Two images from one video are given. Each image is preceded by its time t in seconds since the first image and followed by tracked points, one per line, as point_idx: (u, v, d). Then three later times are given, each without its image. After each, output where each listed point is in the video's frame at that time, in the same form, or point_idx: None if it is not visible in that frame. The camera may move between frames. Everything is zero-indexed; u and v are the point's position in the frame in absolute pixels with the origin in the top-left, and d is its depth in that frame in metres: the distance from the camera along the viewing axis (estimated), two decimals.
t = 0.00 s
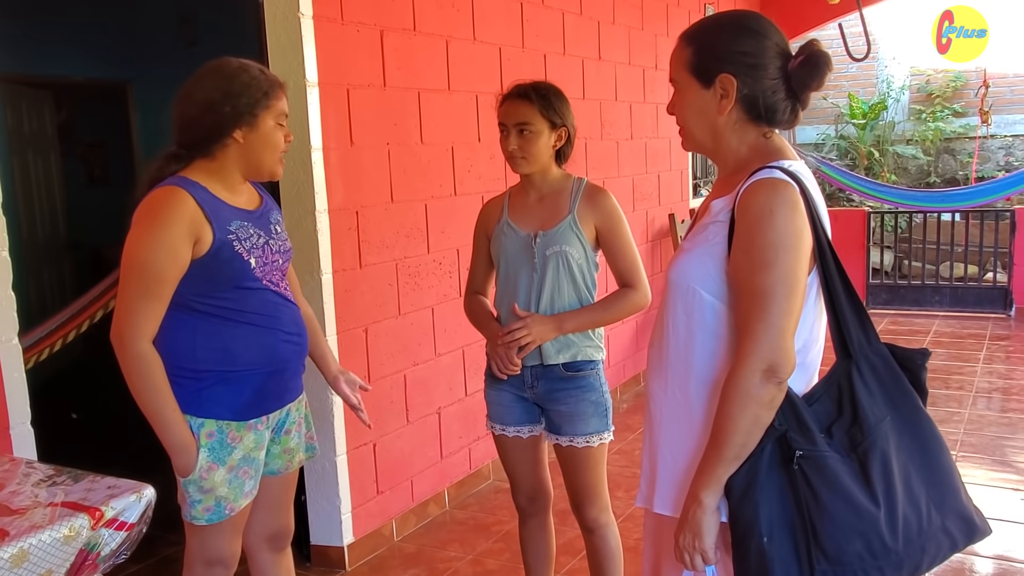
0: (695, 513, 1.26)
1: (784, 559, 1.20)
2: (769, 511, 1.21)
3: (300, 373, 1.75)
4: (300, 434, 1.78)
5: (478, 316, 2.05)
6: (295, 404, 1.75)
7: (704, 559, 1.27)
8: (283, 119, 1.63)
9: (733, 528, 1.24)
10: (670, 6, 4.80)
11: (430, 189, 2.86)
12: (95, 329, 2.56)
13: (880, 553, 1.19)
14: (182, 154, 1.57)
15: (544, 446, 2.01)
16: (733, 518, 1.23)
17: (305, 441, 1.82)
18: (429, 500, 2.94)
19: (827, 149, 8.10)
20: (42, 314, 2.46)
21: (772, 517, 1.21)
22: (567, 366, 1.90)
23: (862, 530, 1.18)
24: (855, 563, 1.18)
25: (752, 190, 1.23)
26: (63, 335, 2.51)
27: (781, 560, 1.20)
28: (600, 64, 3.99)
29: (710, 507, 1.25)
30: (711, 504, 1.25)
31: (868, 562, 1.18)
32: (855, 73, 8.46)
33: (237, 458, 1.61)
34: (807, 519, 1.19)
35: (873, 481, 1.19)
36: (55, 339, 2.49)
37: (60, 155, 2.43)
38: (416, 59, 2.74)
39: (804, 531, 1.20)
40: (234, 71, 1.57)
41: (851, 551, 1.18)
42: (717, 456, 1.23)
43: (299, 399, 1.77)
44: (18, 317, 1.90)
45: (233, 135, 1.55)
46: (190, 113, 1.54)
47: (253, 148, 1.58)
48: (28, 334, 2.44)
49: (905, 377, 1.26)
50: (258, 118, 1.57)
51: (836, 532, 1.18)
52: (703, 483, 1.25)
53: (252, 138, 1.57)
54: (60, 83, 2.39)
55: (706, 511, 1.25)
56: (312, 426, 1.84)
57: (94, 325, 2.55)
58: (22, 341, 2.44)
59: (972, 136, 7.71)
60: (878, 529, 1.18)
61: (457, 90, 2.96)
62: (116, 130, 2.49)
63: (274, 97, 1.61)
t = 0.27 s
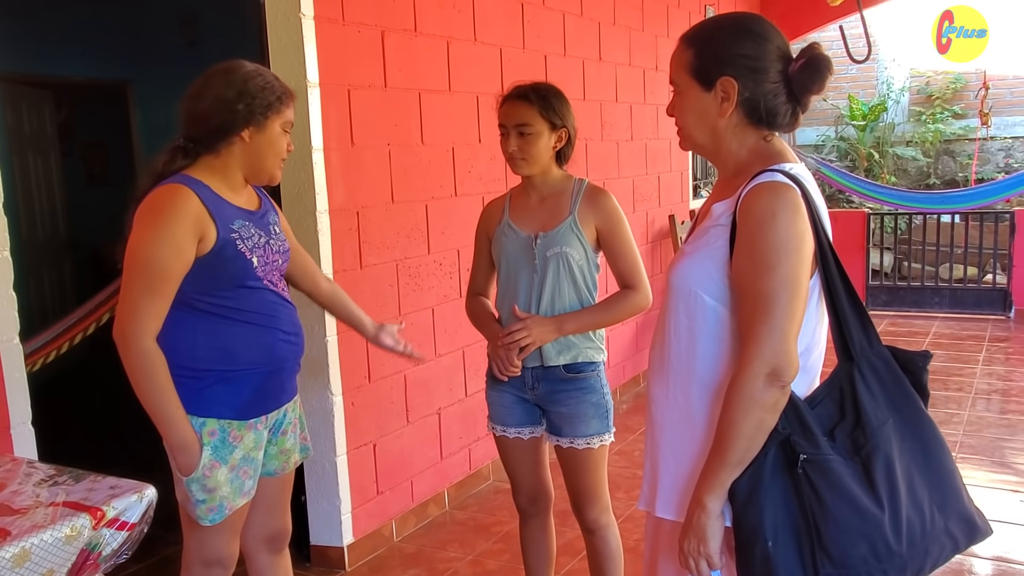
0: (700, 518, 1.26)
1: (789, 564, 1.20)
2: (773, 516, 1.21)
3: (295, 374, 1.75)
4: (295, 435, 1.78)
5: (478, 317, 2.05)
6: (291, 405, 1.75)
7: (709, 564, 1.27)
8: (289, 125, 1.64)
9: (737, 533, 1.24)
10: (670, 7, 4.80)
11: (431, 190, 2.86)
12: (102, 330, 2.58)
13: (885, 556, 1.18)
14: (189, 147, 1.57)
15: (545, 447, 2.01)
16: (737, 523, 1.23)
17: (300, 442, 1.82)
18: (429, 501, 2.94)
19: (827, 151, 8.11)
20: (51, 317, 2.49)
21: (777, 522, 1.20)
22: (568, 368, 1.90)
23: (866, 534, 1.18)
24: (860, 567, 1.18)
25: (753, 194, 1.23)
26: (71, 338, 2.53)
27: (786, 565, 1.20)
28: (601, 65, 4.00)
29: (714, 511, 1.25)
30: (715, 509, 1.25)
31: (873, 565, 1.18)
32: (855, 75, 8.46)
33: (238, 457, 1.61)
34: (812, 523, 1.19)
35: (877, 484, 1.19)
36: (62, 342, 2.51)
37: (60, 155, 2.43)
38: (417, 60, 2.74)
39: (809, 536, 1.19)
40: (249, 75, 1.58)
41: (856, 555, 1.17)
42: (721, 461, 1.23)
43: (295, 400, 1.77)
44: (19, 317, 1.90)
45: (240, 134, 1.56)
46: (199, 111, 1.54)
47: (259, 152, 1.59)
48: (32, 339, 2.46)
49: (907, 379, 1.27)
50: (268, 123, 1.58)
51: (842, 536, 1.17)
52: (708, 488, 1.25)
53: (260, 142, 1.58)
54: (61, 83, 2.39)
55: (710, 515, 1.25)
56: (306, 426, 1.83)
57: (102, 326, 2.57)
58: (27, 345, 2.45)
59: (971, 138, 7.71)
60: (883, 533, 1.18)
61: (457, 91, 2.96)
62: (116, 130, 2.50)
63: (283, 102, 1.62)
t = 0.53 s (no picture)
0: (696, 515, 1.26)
1: (784, 561, 1.21)
2: (769, 514, 1.22)
3: (291, 376, 1.76)
4: (292, 438, 1.79)
5: (479, 319, 2.06)
6: (288, 408, 1.76)
7: (705, 561, 1.28)
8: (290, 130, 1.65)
9: (733, 531, 1.25)
10: (670, 9, 4.81)
11: (431, 191, 2.87)
12: (103, 331, 2.59)
13: (879, 555, 1.19)
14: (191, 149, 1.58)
15: (544, 449, 2.01)
16: (733, 520, 1.24)
17: (296, 444, 1.82)
18: (429, 501, 2.95)
19: (827, 152, 8.12)
20: (51, 321, 2.49)
21: (772, 519, 1.22)
22: (567, 369, 1.91)
23: (861, 532, 1.18)
24: (854, 565, 1.19)
25: (751, 196, 1.23)
26: (72, 338, 2.53)
27: (781, 562, 1.21)
28: (600, 67, 4.00)
29: (710, 509, 1.25)
30: (711, 507, 1.25)
31: (867, 563, 1.19)
32: (855, 76, 8.46)
33: (232, 458, 1.62)
34: (807, 522, 1.20)
35: (871, 483, 1.20)
36: (63, 343, 2.52)
37: (60, 155, 2.44)
38: (417, 61, 2.75)
39: (804, 533, 1.21)
40: (252, 80, 1.59)
41: (850, 553, 1.18)
42: (718, 458, 1.23)
43: (291, 403, 1.77)
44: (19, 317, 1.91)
45: (240, 138, 1.56)
46: (202, 114, 1.55)
47: (259, 155, 1.59)
48: (34, 340, 2.46)
49: (902, 380, 1.27)
50: (270, 127, 1.59)
51: (835, 534, 1.18)
52: (704, 486, 1.25)
53: (261, 146, 1.59)
54: (61, 84, 2.39)
55: (706, 513, 1.26)
56: (302, 429, 1.83)
57: (103, 328, 2.59)
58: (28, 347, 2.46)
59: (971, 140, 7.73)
60: (876, 531, 1.19)
61: (457, 93, 2.96)
62: (116, 130, 2.51)
63: (285, 108, 1.62)
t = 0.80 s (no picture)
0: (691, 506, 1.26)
1: (779, 552, 1.21)
2: (763, 504, 1.22)
3: (291, 376, 1.76)
4: (293, 439, 1.79)
5: (480, 320, 2.06)
6: (288, 408, 1.76)
7: (698, 551, 1.27)
8: (267, 114, 1.63)
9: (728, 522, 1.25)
10: (670, 10, 4.81)
11: (431, 192, 2.87)
12: (100, 330, 2.59)
13: (871, 544, 1.20)
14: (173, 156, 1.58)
15: (545, 450, 2.02)
16: (729, 512, 1.24)
17: (298, 445, 1.82)
18: (428, 502, 2.95)
19: (827, 154, 8.13)
20: (47, 319, 2.48)
21: (767, 510, 1.22)
22: (566, 370, 1.91)
23: (854, 521, 1.19)
24: (847, 554, 1.19)
25: (746, 195, 1.24)
26: (69, 337, 2.53)
27: (777, 553, 1.21)
28: (601, 68, 4.01)
29: (706, 500, 1.25)
30: (707, 498, 1.25)
31: (860, 552, 1.20)
32: (855, 78, 8.46)
33: (230, 459, 1.62)
34: (801, 512, 1.20)
35: (863, 472, 1.20)
36: (61, 341, 2.51)
37: (61, 155, 2.44)
38: (417, 62, 2.75)
39: (798, 524, 1.21)
40: (216, 75, 1.57)
41: (844, 542, 1.19)
42: (714, 449, 1.23)
43: (292, 404, 1.77)
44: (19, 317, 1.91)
45: (214, 138, 1.56)
46: (179, 120, 1.56)
47: (238, 148, 1.58)
48: (34, 338, 2.46)
49: (891, 373, 1.28)
50: (240, 115, 1.57)
51: (829, 523, 1.19)
52: (700, 477, 1.25)
53: (235, 137, 1.57)
54: (61, 83, 2.40)
55: (702, 504, 1.25)
56: (304, 430, 1.84)
57: (100, 326, 2.59)
58: (27, 345, 2.45)
59: (971, 141, 7.74)
60: (869, 520, 1.20)
61: (457, 94, 2.97)
62: (116, 130, 2.52)
63: (254, 94, 1.60)
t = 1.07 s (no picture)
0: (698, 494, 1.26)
1: (786, 539, 1.23)
2: (770, 494, 1.23)
3: (288, 377, 1.76)
4: (290, 440, 1.78)
5: (482, 320, 2.06)
6: (285, 409, 1.76)
7: (703, 541, 1.27)
8: (252, 109, 1.61)
9: (735, 511, 1.26)
10: (672, 11, 4.81)
11: (433, 192, 2.87)
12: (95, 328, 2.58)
13: (875, 527, 1.22)
14: (163, 158, 1.59)
15: (547, 450, 2.02)
16: (736, 502, 1.25)
17: (295, 446, 1.82)
18: (429, 501, 2.95)
19: (828, 154, 8.14)
20: (45, 313, 2.48)
21: (774, 499, 1.23)
22: (567, 371, 1.91)
23: (857, 506, 1.21)
24: (852, 539, 1.21)
25: (746, 191, 1.25)
26: (65, 333, 2.52)
27: (784, 540, 1.22)
28: (602, 68, 4.01)
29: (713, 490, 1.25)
30: (713, 487, 1.25)
31: (864, 536, 1.21)
32: (856, 79, 8.45)
33: (225, 460, 1.61)
34: (806, 498, 1.22)
35: (865, 459, 1.23)
36: (57, 337, 2.50)
37: (62, 155, 2.44)
38: (419, 62, 2.76)
39: (803, 511, 1.23)
40: (198, 73, 1.56)
41: (848, 528, 1.21)
42: (720, 439, 1.24)
43: (289, 404, 1.77)
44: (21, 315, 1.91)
45: (198, 138, 1.56)
46: (166, 121, 1.56)
47: (224, 147, 1.58)
48: (32, 330, 2.46)
49: (886, 362, 1.30)
50: (221, 113, 1.56)
51: (834, 509, 1.21)
52: (706, 466, 1.25)
53: (220, 135, 1.57)
54: (62, 83, 2.40)
55: (708, 493, 1.25)
56: (301, 430, 1.84)
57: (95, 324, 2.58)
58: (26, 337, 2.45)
59: (972, 142, 7.74)
60: (872, 505, 1.22)
61: (459, 93, 2.97)
62: (117, 130, 2.53)
63: (236, 91, 1.59)
